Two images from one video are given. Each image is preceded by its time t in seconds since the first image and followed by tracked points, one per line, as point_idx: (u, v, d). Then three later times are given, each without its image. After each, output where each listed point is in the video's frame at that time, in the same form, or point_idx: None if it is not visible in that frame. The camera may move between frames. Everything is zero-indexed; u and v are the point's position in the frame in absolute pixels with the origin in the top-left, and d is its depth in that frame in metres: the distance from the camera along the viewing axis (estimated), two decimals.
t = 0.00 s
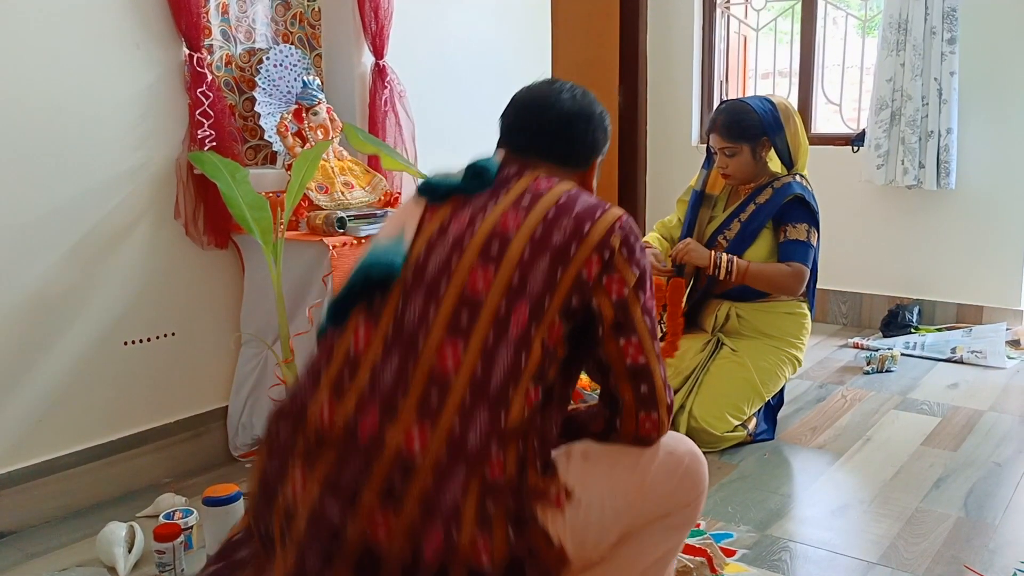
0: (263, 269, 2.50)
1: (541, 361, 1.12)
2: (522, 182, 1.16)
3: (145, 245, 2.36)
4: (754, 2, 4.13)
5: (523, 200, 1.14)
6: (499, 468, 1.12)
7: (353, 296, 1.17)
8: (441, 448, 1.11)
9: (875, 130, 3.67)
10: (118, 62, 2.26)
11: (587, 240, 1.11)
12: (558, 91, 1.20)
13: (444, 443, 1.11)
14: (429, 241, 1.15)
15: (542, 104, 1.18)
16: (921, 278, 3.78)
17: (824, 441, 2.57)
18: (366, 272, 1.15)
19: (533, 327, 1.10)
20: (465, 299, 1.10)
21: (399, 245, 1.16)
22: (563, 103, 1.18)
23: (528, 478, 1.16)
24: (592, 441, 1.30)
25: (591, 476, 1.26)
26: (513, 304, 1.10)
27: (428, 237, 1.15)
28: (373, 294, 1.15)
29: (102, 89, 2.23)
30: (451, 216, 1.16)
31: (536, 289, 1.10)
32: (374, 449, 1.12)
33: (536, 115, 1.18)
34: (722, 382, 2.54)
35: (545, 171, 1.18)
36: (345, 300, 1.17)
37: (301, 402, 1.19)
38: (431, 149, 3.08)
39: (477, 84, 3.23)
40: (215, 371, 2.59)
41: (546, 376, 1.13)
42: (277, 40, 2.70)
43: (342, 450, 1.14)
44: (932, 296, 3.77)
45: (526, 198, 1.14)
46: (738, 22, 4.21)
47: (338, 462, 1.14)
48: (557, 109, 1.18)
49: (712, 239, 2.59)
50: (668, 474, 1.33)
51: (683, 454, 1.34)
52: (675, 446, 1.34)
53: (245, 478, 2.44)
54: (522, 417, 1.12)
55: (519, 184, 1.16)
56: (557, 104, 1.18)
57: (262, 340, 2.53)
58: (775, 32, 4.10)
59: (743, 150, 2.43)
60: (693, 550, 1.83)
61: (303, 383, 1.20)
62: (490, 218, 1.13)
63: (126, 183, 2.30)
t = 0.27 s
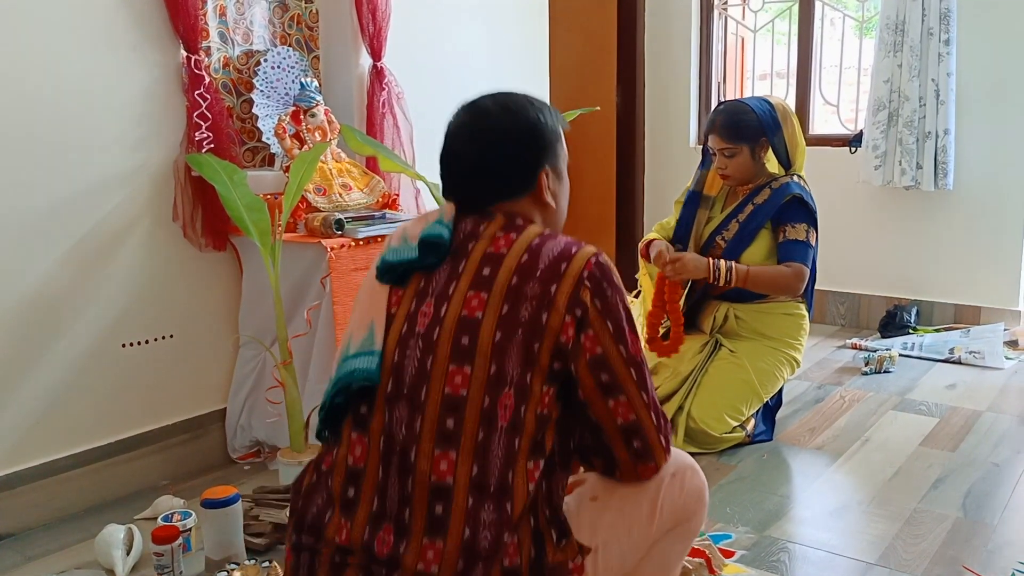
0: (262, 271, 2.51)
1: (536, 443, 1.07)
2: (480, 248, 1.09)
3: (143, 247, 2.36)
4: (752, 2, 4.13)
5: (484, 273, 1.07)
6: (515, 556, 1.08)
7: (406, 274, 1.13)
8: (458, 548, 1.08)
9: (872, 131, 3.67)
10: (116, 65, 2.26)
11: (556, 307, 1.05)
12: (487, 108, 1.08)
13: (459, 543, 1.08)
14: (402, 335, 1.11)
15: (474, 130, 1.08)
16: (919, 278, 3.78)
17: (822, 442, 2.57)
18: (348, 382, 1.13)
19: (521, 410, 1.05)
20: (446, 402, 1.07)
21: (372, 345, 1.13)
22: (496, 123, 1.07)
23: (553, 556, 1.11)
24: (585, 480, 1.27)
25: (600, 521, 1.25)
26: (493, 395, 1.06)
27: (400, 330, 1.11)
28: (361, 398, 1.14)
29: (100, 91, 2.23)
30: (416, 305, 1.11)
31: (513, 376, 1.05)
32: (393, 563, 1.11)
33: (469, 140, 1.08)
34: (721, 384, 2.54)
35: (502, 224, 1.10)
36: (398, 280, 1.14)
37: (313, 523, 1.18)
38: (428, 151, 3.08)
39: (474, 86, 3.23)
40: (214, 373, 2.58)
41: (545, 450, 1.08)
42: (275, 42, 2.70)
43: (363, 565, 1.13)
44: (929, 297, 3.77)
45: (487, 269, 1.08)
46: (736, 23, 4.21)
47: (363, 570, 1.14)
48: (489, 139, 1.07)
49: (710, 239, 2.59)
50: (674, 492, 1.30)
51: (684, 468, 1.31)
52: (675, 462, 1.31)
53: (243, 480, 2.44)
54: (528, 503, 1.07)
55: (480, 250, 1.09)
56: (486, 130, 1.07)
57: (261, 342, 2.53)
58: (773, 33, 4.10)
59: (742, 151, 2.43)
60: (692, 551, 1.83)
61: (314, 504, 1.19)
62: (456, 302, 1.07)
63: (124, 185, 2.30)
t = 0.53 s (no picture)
0: (261, 270, 2.51)
1: (543, 442, 1.06)
2: (489, 245, 1.06)
3: (143, 245, 2.36)
4: (752, 2, 4.13)
5: (492, 274, 1.05)
6: (523, 555, 1.06)
7: (409, 272, 1.08)
8: (467, 550, 1.05)
9: (872, 131, 3.67)
10: (116, 63, 2.25)
11: (565, 309, 1.04)
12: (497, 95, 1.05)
13: (468, 546, 1.05)
14: (408, 337, 1.07)
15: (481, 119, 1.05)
16: (919, 278, 3.78)
17: (821, 441, 2.57)
18: (356, 396, 1.08)
19: (528, 412, 1.04)
20: (455, 406, 1.04)
21: (380, 355, 1.07)
22: (501, 115, 1.04)
23: (563, 554, 1.12)
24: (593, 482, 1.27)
25: (605, 514, 1.25)
26: (503, 398, 1.04)
27: (405, 333, 1.07)
28: (366, 406, 1.09)
29: (100, 89, 2.23)
30: (421, 306, 1.07)
31: (524, 380, 1.04)
32: (401, 565, 1.07)
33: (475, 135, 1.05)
34: (720, 383, 2.54)
35: (506, 219, 1.07)
36: (400, 278, 1.08)
37: (318, 524, 1.14)
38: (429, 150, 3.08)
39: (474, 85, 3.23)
40: (213, 371, 2.58)
41: (549, 446, 1.07)
42: (275, 40, 2.70)
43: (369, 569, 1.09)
44: (929, 297, 3.77)
45: (495, 270, 1.05)
46: (736, 23, 4.21)
47: None
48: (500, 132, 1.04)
49: (710, 239, 2.59)
50: (676, 488, 1.30)
51: (684, 463, 1.32)
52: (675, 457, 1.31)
53: (243, 478, 2.44)
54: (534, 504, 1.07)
55: (487, 247, 1.06)
56: (499, 123, 1.04)
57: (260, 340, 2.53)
58: (773, 33, 4.10)
59: (745, 151, 2.43)
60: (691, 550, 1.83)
61: (318, 505, 1.15)
62: (465, 304, 1.04)
63: (124, 183, 2.30)
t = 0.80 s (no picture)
0: (262, 266, 2.52)
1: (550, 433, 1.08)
2: (506, 241, 1.04)
3: (144, 243, 2.36)
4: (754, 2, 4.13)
5: (510, 269, 1.03)
6: (531, 544, 1.08)
7: (424, 269, 1.04)
8: (481, 541, 1.05)
9: (874, 131, 3.67)
10: (118, 60, 2.25)
11: (579, 303, 1.05)
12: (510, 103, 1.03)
13: (482, 537, 1.05)
14: (425, 331, 1.03)
15: (490, 127, 1.04)
16: (919, 279, 3.78)
17: (822, 441, 2.57)
18: (378, 399, 1.02)
19: (541, 404, 1.05)
20: (474, 399, 1.03)
21: (400, 355, 1.02)
22: (508, 126, 1.03)
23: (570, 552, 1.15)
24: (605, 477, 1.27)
25: (616, 513, 1.25)
26: (521, 391, 1.03)
27: (422, 326, 1.03)
28: (385, 406, 1.04)
29: (101, 86, 2.23)
30: (438, 299, 1.03)
31: (540, 372, 1.04)
32: (415, 556, 1.06)
33: (480, 141, 1.05)
34: (720, 383, 2.54)
35: (518, 216, 1.06)
36: (415, 274, 1.04)
37: (325, 521, 1.10)
38: (431, 148, 3.08)
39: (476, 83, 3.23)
40: (214, 368, 2.59)
41: (555, 438, 1.09)
42: (277, 38, 2.70)
43: (381, 563, 1.07)
44: (930, 297, 3.77)
45: (513, 264, 1.03)
46: (738, 22, 4.21)
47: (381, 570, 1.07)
48: (508, 143, 1.04)
49: (711, 237, 2.59)
50: (686, 490, 1.32)
51: (694, 467, 1.33)
52: (685, 460, 1.32)
53: (243, 475, 2.44)
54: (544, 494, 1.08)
55: (502, 242, 1.04)
56: (507, 134, 1.03)
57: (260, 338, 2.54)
58: (774, 33, 4.09)
59: (747, 150, 2.43)
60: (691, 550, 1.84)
61: (325, 502, 1.11)
62: (484, 298, 1.03)
63: (125, 180, 2.30)
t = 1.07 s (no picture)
0: (261, 264, 2.50)
1: (553, 428, 1.08)
2: (494, 238, 1.05)
3: (143, 241, 2.36)
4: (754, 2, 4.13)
5: (504, 265, 1.04)
6: (545, 540, 1.07)
7: (416, 271, 1.04)
8: (494, 533, 1.05)
9: (873, 131, 3.67)
10: (118, 58, 2.25)
11: (572, 295, 1.06)
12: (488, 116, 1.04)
13: (495, 529, 1.05)
14: (425, 331, 1.03)
15: (471, 139, 1.04)
16: (918, 279, 3.79)
17: (821, 440, 2.57)
18: (385, 401, 1.01)
19: (545, 396, 1.05)
20: (481, 392, 1.03)
21: (404, 355, 1.02)
22: (491, 138, 1.04)
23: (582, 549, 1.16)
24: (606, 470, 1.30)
25: (623, 511, 1.26)
26: (525, 382, 1.04)
27: (422, 327, 1.04)
28: (391, 407, 1.03)
29: (102, 84, 2.23)
30: (437, 298, 1.04)
31: (542, 364, 1.05)
32: (431, 554, 1.06)
33: (462, 154, 1.05)
34: (719, 381, 2.54)
35: (503, 218, 1.07)
36: (408, 278, 1.04)
37: (333, 528, 1.10)
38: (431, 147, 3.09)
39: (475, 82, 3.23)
40: (213, 366, 2.59)
41: (558, 433, 1.09)
42: (277, 36, 2.69)
43: (395, 563, 1.07)
44: (929, 297, 3.78)
45: (505, 261, 1.04)
46: (738, 22, 4.21)
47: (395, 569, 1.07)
48: (491, 156, 1.05)
49: (711, 236, 2.59)
50: (688, 490, 1.33)
51: (694, 467, 1.35)
52: (686, 461, 1.34)
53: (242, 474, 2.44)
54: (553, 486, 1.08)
55: (491, 242, 1.04)
56: (489, 146, 1.04)
57: (260, 336, 2.53)
58: (774, 32, 4.09)
59: (747, 150, 2.43)
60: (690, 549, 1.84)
61: (331, 509, 1.11)
62: (482, 294, 1.03)
63: (125, 178, 2.30)
